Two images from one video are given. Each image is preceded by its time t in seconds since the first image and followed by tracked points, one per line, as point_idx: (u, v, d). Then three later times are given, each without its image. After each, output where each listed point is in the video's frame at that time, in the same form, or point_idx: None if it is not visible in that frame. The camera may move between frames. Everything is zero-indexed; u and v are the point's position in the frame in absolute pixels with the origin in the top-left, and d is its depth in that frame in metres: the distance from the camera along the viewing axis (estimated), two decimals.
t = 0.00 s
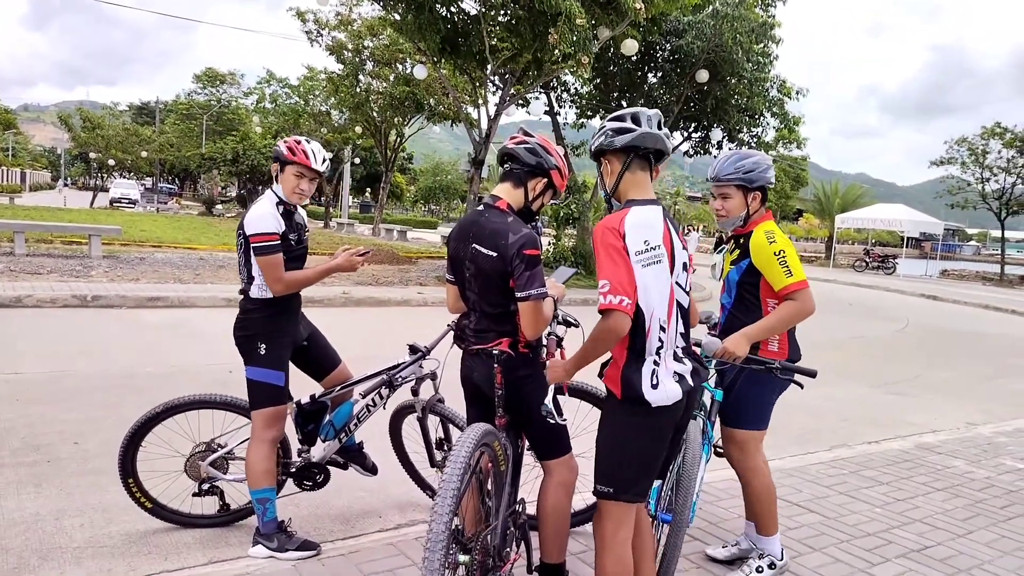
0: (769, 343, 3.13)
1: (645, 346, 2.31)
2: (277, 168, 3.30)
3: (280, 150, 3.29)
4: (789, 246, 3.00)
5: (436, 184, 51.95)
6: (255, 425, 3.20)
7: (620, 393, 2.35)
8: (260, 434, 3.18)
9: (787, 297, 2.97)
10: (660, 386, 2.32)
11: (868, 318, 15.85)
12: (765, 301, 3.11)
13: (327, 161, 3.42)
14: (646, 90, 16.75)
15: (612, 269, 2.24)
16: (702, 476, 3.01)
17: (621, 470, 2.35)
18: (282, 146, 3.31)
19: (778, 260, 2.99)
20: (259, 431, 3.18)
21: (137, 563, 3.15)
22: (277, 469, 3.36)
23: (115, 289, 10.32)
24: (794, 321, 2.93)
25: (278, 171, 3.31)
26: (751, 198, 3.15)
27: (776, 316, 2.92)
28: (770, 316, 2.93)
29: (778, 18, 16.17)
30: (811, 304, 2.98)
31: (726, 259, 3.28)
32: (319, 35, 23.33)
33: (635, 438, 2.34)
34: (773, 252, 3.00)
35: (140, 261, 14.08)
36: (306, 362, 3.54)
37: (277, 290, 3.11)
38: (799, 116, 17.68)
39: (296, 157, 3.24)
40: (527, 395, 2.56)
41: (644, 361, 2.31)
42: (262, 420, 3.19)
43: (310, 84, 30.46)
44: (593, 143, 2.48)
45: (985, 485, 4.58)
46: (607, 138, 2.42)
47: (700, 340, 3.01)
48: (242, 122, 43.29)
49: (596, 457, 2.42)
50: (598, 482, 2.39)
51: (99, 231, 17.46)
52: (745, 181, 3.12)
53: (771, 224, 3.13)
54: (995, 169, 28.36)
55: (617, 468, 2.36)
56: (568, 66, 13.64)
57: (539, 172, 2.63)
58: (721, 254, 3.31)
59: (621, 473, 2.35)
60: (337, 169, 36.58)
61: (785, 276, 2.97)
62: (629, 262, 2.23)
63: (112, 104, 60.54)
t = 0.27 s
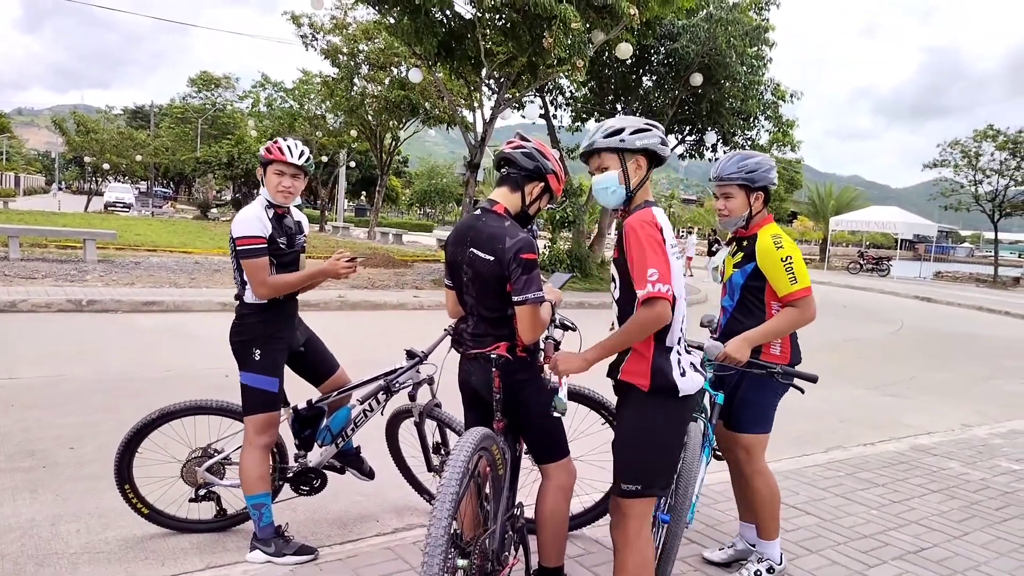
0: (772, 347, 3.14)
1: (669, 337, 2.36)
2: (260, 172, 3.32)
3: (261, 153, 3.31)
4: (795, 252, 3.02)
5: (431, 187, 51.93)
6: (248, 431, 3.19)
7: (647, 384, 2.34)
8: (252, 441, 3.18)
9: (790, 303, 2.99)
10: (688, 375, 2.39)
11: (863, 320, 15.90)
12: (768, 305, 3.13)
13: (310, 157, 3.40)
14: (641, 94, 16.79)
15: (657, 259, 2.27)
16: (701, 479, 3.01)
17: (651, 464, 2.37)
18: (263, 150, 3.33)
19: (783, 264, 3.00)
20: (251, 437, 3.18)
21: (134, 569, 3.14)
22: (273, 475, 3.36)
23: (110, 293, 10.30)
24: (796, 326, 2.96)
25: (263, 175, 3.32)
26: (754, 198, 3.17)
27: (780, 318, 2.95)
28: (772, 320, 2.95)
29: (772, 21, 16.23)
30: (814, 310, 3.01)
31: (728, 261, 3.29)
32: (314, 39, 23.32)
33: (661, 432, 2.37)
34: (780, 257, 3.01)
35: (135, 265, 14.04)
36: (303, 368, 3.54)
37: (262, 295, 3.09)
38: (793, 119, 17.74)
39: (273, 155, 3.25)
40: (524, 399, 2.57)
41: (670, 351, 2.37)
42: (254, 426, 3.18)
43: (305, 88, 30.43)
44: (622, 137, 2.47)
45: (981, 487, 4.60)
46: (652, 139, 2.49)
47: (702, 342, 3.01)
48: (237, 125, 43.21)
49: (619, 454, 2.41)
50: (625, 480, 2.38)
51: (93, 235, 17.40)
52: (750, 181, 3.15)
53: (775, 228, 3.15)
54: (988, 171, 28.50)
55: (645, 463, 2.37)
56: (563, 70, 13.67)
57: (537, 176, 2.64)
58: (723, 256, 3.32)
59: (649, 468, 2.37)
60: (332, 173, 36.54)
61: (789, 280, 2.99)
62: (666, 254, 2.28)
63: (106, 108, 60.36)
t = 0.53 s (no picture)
0: (783, 350, 3.13)
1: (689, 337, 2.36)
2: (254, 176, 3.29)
3: (254, 158, 3.29)
4: (809, 257, 3.04)
5: (429, 190, 51.92)
6: (245, 438, 3.17)
7: (670, 386, 2.31)
8: (249, 447, 3.16)
9: (801, 308, 3.01)
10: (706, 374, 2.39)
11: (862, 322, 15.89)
12: (776, 308, 3.13)
13: (303, 160, 3.39)
14: (638, 96, 16.81)
15: (687, 260, 2.26)
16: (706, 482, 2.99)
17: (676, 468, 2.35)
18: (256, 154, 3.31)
19: (797, 269, 3.01)
20: (249, 443, 3.16)
21: None
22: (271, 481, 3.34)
23: (108, 298, 10.26)
24: (805, 330, 2.98)
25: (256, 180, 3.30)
26: (768, 201, 3.18)
27: (790, 322, 2.97)
28: (781, 325, 2.97)
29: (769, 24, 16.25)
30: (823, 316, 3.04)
31: (735, 263, 3.27)
32: (311, 42, 23.31)
33: (682, 433, 2.34)
34: (793, 261, 3.02)
35: (132, 270, 14.00)
36: (301, 373, 3.52)
37: (255, 299, 3.07)
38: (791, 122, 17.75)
39: (265, 158, 3.23)
40: (525, 403, 2.55)
41: (690, 352, 2.37)
42: (252, 432, 3.16)
43: (303, 92, 30.41)
44: (654, 139, 2.47)
45: (983, 489, 4.58)
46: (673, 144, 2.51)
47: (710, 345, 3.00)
48: (234, 129, 43.14)
49: (639, 460, 2.36)
50: (649, 487, 2.34)
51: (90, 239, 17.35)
52: (767, 182, 3.14)
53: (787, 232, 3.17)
54: (986, 173, 28.54)
55: (668, 468, 2.33)
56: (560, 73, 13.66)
57: (537, 178, 2.62)
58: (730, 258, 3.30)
59: (673, 472, 2.34)
60: (330, 177, 36.51)
61: (802, 285, 3.00)
62: (693, 255, 2.28)
63: (104, 113, 60.29)
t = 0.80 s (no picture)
0: (795, 350, 3.12)
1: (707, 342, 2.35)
2: (256, 182, 3.30)
3: (254, 162, 3.29)
4: (822, 261, 3.04)
5: (432, 194, 51.99)
6: (254, 442, 3.18)
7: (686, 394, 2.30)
8: (259, 451, 3.17)
9: (812, 310, 3.02)
10: (724, 379, 2.38)
11: (868, 322, 15.84)
12: (787, 311, 3.13)
13: (305, 163, 3.38)
14: (640, 99, 16.84)
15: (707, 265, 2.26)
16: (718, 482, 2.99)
17: (694, 479, 2.33)
18: (256, 158, 3.31)
19: (810, 273, 3.02)
20: (258, 447, 3.17)
21: None
22: (280, 484, 3.35)
23: (114, 304, 10.30)
24: (816, 334, 2.99)
25: (257, 184, 3.31)
26: (787, 203, 3.20)
27: (800, 325, 2.98)
28: (793, 326, 2.98)
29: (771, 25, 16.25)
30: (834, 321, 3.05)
31: (747, 264, 3.26)
32: (314, 48, 23.38)
33: (700, 441, 2.34)
34: (806, 264, 3.03)
35: (138, 275, 14.05)
36: (309, 377, 3.53)
37: (259, 304, 3.08)
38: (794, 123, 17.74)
39: (267, 160, 3.23)
40: (534, 405, 2.56)
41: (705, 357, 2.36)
42: (261, 436, 3.17)
43: (305, 97, 30.50)
44: (676, 142, 2.48)
45: (992, 488, 4.57)
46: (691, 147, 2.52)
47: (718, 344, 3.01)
48: (238, 134, 43.23)
49: (658, 471, 2.36)
50: (669, 497, 2.34)
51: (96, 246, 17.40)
52: (789, 185, 3.17)
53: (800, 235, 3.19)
54: (990, 172, 28.46)
55: (686, 476, 2.33)
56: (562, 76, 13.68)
57: (543, 181, 2.62)
58: (743, 259, 3.29)
59: (693, 481, 2.33)
60: (333, 181, 36.56)
61: (814, 288, 3.01)
62: (711, 259, 2.28)
63: (108, 120, 60.52)
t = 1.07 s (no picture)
0: (793, 347, 3.13)
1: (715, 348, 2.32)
2: (257, 182, 3.30)
3: (255, 162, 3.30)
4: (817, 254, 3.04)
5: (435, 195, 52.01)
6: (257, 441, 3.19)
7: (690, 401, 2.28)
8: (262, 450, 3.18)
9: (811, 304, 3.02)
10: (734, 387, 2.35)
11: (872, 322, 15.79)
12: (785, 307, 3.13)
13: (306, 164, 3.38)
14: (643, 98, 16.83)
15: (715, 269, 2.22)
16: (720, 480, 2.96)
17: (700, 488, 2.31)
18: (257, 158, 3.32)
19: (806, 267, 3.02)
20: (261, 447, 3.17)
21: None
22: (283, 483, 3.36)
23: (118, 305, 10.32)
24: (817, 328, 2.98)
25: (257, 184, 3.31)
26: (785, 199, 3.20)
27: (799, 321, 2.98)
28: (792, 322, 2.98)
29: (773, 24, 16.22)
30: (836, 313, 3.04)
31: (744, 262, 3.27)
32: (317, 49, 23.41)
33: (706, 448, 2.33)
34: (803, 258, 3.02)
35: (142, 277, 14.08)
36: (312, 376, 3.54)
37: (264, 302, 3.09)
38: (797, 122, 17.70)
39: (269, 162, 3.22)
40: (535, 403, 2.57)
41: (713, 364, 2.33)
42: (263, 436, 3.17)
43: (308, 98, 30.55)
44: (691, 137, 2.48)
45: (996, 487, 4.56)
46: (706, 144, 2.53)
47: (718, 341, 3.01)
48: (241, 136, 43.30)
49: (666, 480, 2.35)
50: (677, 504, 2.33)
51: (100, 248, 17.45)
52: (787, 181, 3.18)
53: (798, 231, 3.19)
54: (993, 171, 28.38)
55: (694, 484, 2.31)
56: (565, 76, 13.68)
57: (544, 179, 2.63)
58: (740, 257, 3.30)
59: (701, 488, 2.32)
60: (336, 182, 36.59)
61: (812, 282, 3.01)
62: (720, 264, 2.24)
63: (112, 123, 60.68)
